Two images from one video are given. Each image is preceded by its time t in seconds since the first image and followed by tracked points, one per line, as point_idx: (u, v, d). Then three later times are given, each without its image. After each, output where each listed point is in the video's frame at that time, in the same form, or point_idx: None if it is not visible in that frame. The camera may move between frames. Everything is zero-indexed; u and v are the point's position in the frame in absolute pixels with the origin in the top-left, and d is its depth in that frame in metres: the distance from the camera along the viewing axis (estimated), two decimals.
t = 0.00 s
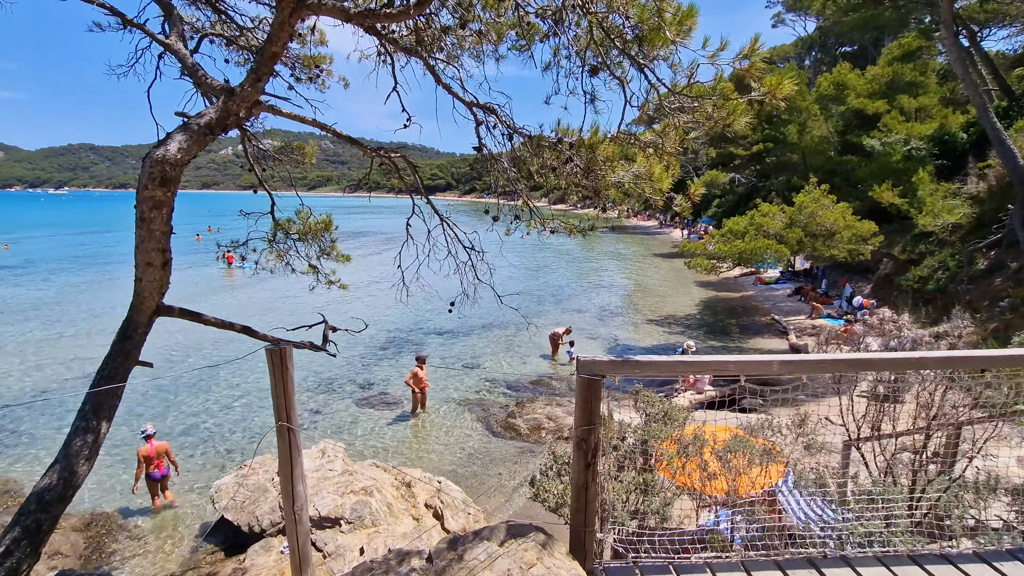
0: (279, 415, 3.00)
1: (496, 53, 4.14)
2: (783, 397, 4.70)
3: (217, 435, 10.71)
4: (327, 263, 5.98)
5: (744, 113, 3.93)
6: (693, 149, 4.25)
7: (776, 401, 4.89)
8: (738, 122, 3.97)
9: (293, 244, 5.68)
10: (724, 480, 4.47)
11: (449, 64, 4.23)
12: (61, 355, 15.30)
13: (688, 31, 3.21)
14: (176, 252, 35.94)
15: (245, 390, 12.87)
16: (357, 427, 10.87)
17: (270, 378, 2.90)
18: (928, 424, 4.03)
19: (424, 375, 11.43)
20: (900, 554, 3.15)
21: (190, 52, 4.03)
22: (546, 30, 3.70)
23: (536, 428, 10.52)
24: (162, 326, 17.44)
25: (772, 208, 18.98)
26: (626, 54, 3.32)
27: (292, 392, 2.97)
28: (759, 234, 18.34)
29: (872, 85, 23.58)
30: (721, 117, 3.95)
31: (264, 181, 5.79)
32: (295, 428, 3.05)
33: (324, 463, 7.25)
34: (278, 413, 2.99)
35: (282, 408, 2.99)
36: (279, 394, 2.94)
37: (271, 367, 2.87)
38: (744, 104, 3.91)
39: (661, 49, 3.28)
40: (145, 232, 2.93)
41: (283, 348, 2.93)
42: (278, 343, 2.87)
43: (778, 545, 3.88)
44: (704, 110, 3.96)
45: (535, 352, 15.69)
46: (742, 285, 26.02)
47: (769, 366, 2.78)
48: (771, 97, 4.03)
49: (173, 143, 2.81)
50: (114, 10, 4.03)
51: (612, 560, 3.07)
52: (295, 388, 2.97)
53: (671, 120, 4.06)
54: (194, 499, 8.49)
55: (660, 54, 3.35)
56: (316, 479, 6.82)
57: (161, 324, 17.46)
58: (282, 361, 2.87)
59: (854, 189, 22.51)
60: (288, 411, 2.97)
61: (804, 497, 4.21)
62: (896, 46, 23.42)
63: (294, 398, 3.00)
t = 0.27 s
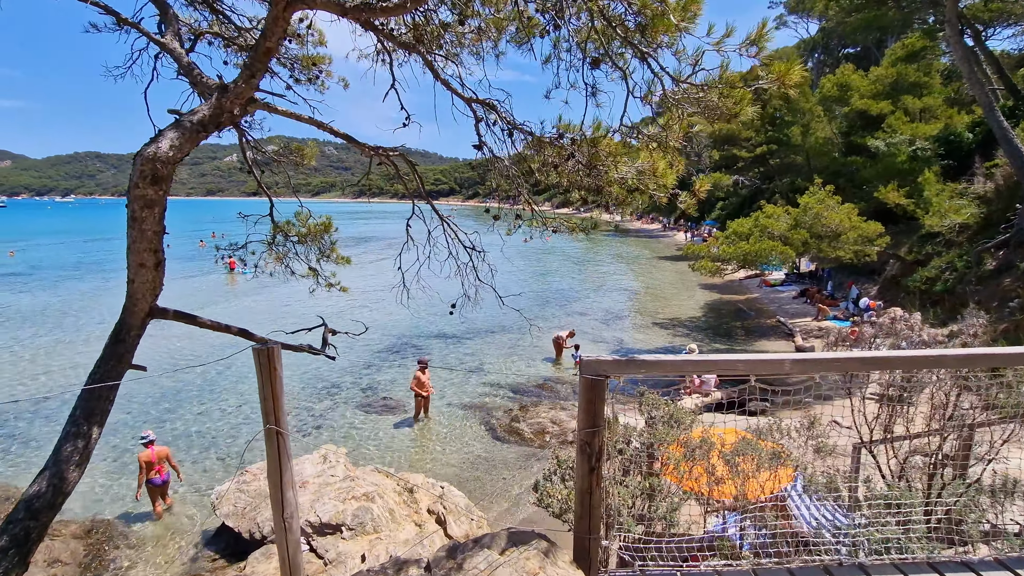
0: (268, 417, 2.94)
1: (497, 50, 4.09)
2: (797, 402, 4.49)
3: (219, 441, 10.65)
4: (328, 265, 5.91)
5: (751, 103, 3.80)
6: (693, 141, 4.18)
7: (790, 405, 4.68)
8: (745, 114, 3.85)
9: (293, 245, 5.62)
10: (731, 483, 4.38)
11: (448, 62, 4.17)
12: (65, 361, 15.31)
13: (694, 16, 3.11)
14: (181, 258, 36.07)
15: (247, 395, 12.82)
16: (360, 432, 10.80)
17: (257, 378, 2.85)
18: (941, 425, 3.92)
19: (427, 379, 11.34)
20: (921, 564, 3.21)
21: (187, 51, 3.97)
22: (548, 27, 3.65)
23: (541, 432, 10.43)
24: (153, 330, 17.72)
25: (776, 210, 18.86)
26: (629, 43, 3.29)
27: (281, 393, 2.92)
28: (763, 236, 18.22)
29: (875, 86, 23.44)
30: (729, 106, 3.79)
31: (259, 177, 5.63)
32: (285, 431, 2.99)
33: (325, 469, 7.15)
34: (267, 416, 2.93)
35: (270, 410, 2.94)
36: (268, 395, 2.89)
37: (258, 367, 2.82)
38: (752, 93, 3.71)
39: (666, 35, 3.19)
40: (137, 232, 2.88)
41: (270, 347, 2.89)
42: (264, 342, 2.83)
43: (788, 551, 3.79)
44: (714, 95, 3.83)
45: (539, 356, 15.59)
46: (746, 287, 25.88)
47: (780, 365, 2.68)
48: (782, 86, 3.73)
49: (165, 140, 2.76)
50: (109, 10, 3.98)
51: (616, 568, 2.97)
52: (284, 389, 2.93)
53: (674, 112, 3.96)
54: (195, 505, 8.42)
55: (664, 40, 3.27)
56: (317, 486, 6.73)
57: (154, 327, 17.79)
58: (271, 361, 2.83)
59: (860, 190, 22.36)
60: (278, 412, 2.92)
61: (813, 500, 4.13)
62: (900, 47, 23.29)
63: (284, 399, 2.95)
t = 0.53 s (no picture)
0: (234, 425, 2.89)
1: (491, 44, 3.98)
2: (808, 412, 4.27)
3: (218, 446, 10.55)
4: (323, 267, 5.79)
5: (755, 89, 3.65)
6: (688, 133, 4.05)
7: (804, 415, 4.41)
8: (749, 102, 3.70)
9: (286, 247, 5.54)
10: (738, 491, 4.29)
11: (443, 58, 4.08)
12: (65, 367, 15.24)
13: None
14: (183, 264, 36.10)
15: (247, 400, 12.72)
16: (360, 437, 10.68)
17: (221, 383, 2.80)
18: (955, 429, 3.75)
19: (428, 384, 11.21)
20: None
21: (173, 47, 3.86)
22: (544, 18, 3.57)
23: (543, 437, 10.28)
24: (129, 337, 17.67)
25: (781, 211, 18.65)
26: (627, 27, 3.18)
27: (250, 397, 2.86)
28: (768, 237, 18.02)
29: (880, 86, 23.22)
30: (731, 94, 3.70)
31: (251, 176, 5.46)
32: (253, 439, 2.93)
33: (323, 475, 7.02)
34: (233, 424, 2.87)
35: (236, 418, 2.88)
36: (234, 399, 2.83)
37: (222, 369, 2.77)
38: (755, 78, 3.63)
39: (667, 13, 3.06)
40: (115, 231, 2.79)
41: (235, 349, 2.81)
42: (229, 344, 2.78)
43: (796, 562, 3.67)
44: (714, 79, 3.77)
45: (541, 359, 15.43)
46: (751, 289, 25.68)
47: (790, 367, 2.54)
48: (786, 71, 3.70)
49: (143, 135, 2.66)
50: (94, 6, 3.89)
51: None
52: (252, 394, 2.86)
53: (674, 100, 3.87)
54: (192, 512, 8.30)
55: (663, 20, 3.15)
56: (314, 493, 6.60)
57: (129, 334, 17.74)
58: (237, 363, 2.78)
59: (865, 191, 22.14)
60: (245, 416, 2.86)
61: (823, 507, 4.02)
62: (904, 46, 23.09)
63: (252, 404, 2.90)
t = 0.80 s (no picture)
0: (201, 447, 2.96)
1: (488, 44, 3.89)
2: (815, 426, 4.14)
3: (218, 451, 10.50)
4: (319, 272, 5.70)
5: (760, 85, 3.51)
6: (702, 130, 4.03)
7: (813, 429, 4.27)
8: (753, 97, 3.55)
9: (282, 252, 5.45)
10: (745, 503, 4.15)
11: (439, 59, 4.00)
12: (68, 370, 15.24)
13: None
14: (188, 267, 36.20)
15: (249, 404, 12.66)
16: (360, 442, 10.59)
17: (187, 402, 2.88)
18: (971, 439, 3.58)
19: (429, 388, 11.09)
20: None
21: (163, 48, 3.77)
22: (540, 14, 3.47)
23: (545, 443, 10.14)
24: (128, 342, 17.61)
25: (787, 213, 18.43)
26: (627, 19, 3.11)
27: (216, 417, 2.94)
28: (774, 240, 17.81)
29: (887, 87, 23.02)
30: (736, 91, 3.58)
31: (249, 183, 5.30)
32: (220, 461, 3.00)
33: (321, 482, 6.95)
34: (199, 446, 2.94)
35: (203, 440, 2.95)
36: (200, 418, 2.90)
37: (187, 387, 2.86)
38: (761, 74, 3.51)
39: None
40: (96, 237, 2.78)
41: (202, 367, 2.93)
42: (194, 360, 2.89)
43: None
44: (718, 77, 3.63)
45: (544, 363, 15.32)
46: (757, 292, 25.48)
47: (798, 382, 2.41)
48: (794, 65, 3.47)
49: (123, 138, 2.61)
50: (82, 6, 3.81)
51: None
52: (218, 412, 2.94)
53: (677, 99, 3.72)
54: (190, 518, 8.24)
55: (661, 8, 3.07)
56: (312, 500, 6.52)
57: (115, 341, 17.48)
58: (202, 380, 2.88)
59: (872, 193, 21.88)
60: (212, 435, 2.93)
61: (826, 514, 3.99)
62: (911, 47, 22.81)
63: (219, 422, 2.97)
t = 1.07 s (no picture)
0: (181, 455, 2.91)
1: (490, 39, 3.80)
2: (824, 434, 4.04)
3: (218, 450, 10.47)
4: (319, 271, 5.64)
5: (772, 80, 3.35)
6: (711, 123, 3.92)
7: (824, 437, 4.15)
8: (764, 92, 3.41)
9: (281, 251, 5.38)
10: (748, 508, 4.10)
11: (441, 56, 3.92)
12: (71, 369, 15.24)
13: None
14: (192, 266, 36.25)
15: (249, 405, 12.63)
16: (361, 442, 10.54)
17: (167, 408, 2.83)
18: (987, 447, 3.45)
19: (430, 389, 11.01)
20: None
21: (159, 43, 3.71)
22: (542, 8, 3.40)
23: (547, 445, 10.06)
24: (129, 341, 17.62)
25: (792, 214, 18.28)
26: (635, 12, 3.05)
27: (198, 422, 2.90)
28: (778, 241, 17.67)
29: (893, 88, 22.83)
30: (746, 86, 3.41)
31: (248, 180, 5.21)
32: (200, 468, 2.96)
33: (320, 483, 6.90)
34: (180, 454, 2.90)
35: (183, 448, 2.91)
36: (181, 425, 2.86)
37: (167, 392, 2.81)
38: (771, 69, 3.33)
39: None
40: (86, 235, 2.81)
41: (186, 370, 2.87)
42: (174, 364, 2.82)
43: None
44: (727, 69, 3.46)
45: (547, 364, 15.24)
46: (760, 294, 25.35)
47: (810, 388, 2.31)
48: (807, 59, 3.28)
49: (113, 133, 2.62)
50: (78, 2, 3.77)
51: None
52: (199, 417, 2.90)
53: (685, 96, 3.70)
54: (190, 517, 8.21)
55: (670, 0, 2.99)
56: (311, 502, 6.46)
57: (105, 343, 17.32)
58: (183, 386, 2.82)
59: (878, 194, 21.67)
60: (193, 441, 2.90)
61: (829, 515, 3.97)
62: (918, 47, 22.63)
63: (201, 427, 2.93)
